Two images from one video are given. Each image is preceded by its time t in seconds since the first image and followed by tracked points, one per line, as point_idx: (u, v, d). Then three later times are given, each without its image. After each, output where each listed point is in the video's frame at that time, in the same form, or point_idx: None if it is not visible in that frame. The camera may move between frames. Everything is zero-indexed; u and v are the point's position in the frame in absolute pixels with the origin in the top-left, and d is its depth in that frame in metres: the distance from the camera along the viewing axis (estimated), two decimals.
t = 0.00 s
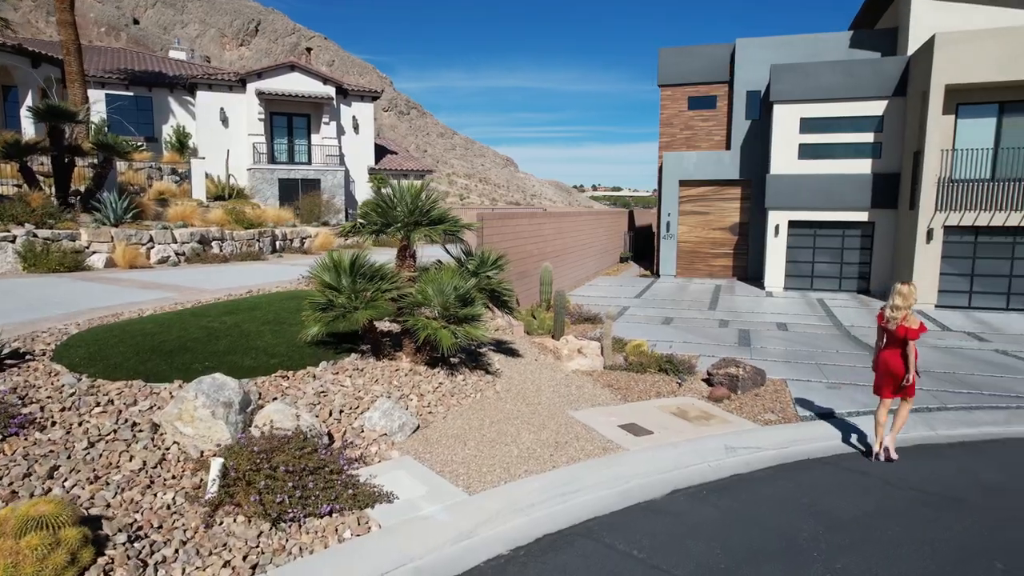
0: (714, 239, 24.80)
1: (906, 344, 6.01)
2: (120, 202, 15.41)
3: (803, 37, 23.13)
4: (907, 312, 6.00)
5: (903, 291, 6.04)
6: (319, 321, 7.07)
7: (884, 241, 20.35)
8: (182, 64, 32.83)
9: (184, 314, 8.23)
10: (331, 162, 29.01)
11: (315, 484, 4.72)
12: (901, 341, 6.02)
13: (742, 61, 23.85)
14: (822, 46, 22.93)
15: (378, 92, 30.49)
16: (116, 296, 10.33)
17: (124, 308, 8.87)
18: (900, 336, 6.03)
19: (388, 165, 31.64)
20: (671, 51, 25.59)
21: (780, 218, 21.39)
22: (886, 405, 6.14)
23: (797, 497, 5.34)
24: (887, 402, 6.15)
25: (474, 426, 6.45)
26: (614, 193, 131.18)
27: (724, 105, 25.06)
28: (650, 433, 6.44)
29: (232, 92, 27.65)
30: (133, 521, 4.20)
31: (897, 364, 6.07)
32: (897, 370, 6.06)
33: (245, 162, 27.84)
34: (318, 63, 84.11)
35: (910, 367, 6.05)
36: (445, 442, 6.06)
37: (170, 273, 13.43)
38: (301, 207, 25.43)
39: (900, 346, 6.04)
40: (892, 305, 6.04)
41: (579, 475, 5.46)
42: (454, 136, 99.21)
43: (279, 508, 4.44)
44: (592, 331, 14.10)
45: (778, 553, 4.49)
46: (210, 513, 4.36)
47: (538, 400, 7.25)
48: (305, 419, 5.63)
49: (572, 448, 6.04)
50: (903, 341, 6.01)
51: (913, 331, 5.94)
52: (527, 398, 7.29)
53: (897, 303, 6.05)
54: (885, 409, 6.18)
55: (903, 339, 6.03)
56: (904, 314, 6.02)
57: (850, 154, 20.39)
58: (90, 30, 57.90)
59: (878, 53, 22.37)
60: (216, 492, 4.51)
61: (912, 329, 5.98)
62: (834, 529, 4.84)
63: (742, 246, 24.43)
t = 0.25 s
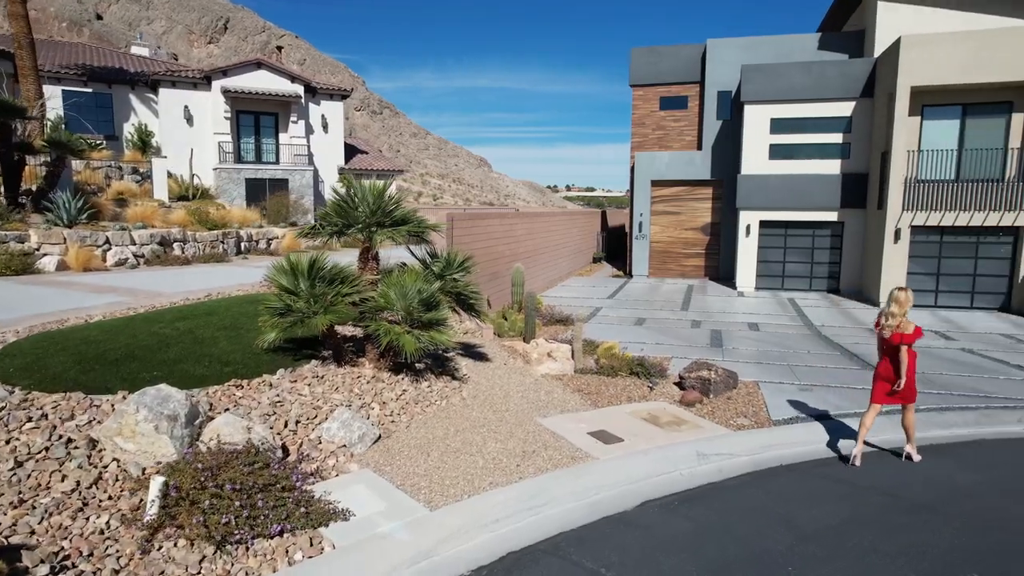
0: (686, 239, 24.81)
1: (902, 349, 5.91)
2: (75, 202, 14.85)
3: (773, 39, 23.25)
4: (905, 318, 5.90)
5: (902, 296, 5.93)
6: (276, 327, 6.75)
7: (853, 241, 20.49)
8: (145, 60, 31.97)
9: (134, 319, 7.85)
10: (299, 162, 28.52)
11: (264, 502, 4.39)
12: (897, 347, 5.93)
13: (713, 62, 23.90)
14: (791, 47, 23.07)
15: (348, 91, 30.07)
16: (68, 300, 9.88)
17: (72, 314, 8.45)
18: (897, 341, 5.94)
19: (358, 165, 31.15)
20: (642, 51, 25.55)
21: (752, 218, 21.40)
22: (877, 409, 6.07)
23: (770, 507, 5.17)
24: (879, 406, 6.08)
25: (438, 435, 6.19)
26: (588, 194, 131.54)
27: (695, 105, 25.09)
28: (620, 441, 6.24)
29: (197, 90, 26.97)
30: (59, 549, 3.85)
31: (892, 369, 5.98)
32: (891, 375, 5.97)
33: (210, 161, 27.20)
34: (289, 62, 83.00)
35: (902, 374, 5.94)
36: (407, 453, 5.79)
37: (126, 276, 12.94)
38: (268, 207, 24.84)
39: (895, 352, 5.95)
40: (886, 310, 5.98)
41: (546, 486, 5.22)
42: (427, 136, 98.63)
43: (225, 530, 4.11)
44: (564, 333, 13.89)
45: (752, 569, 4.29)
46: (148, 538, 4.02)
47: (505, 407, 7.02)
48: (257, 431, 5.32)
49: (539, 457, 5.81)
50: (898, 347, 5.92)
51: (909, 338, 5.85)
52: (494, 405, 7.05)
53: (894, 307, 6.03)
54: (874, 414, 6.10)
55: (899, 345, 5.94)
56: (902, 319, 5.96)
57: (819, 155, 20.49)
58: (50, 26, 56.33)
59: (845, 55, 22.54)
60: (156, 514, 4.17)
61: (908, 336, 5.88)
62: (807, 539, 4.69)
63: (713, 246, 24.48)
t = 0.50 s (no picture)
0: (659, 239, 24.79)
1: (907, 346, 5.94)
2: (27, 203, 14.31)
3: (744, 40, 23.33)
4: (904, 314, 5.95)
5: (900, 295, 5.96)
6: (233, 334, 6.43)
7: (824, 241, 20.62)
8: (108, 56, 31.11)
9: (83, 325, 7.48)
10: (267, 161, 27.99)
11: (213, 523, 4.07)
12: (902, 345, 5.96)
13: (685, 62, 23.91)
14: (762, 48, 23.17)
15: (318, 90, 29.63)
16: (16, 305, 9.40)
17: (17, 320, 8.04)
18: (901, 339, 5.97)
19: (329, 165, 30.63)
20: (615, 51, 25.48)
21: (724, 218, 21.41)
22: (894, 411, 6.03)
23: (745, 517, 5.01)
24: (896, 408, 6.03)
25: (403, 446, 5.93)
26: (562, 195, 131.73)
27: (668, 105, 25.09)
28: (592, 448, 6.04)
29: (160, 87, 26.27)
30: None
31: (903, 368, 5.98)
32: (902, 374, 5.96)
33: (175, 160, 26.55)
34: (259, 61, 81.82)
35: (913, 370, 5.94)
36: (370, 465, 5.53)
37: (82, 279, 12.46)
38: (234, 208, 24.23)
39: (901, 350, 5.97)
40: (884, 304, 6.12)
41: (515, 498, 5.00)
42: (400, 136, 97.94)
43: (166, 556, 3.79)
44: (536, 336, 13.69)
45: None
46: (81, 566, 3.70)
47: (474, 415, 6.78)
48: (208, 444, 5.03)
49: (507, 468, 5.59)
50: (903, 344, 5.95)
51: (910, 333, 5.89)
52: (462, 412, 6.81)
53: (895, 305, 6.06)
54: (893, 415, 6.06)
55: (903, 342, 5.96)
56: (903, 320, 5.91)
57: (790, 155, 20.58)
58: (10, 22, 54.80)
59: (815, 56, 22.70)
60: (90, 540, 3.84)
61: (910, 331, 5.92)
62: (785, 551, 4.53)
63: (686, 246, 24.50)
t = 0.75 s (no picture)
0: (635, 239, 24.74)
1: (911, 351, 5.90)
2: None
3: (718, 40, 23.36)
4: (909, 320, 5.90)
5: (904, 298, 5.95)
6: (191, 341, 6.12)
7: (798, 241, 20.71)
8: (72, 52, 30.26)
9: (33, 332, 7.11)
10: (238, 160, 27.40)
11: (161, 550, 3.79)
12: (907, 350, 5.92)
13: (660, 62, 23.87)
14: (735, 48, 23.21)
15: (290, 88, 29.09)
16: None
17: None
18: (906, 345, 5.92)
19: (302, 164, 30.12)
20: (590, 50, 25.38)
21: (700, 218, 21.38)
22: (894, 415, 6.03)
23: (723, 528, 4.85)
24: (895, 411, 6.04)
25: (370, 456, 5.69)
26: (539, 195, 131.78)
27: (643, 105, 25.05)
28: (567, 456, 5.85)
29: (125, 83, 25.56)
30: None
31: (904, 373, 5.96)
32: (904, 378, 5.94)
33: (141, 159, 25.88)
34: (232, 59, 80.66)
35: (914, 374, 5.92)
36: (334, 477, 5.28)
37: (39, 282, 12.02)
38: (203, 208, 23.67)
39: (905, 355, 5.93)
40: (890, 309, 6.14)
41: (486, 512, 4.78)
42: (376, 136, 97.19)
43: None
44: (512, 338, 13.46)
45: None
46: None
47: (444, 422, 6.55)
48: (158, 458, 4.74)
49: (477, 479, 5.37)
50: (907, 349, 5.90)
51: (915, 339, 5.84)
52: (432, 420, 6.58)
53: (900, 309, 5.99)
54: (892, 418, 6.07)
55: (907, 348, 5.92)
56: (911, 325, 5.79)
57: (764, 155, 20.63)
58: None
59: (788, 57, 22.79)
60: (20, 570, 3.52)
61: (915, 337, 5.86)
62: (764, 564, 4.37)
63: (662, 246, 24.47)
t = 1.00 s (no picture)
0: (612, 239, 24.63)
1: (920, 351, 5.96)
2: None
3: (693, 40, 23.34)
4: (917, 321, 5.94)
5: (914, 298, 5.96)
6: (147, 349, 5.80)
7: (774, 241, 20.74)
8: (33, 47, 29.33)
9: None
10: (207, 160, 26.68)
11: None
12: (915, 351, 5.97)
13: (636, 61, 23.79)
14: (710, 49, 23.21)
15: (261, 85, 28.43)
16: None
17: None
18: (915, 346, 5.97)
19: (274, 164, 29.51)
20: (566, 50, 25.21)
21: (676, 218, 21.29)
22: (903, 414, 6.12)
23: (705, 542, 4.66)
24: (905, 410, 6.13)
25: (336, 470, 5.41)
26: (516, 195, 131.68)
27: (619, 105, 24.97)
28: (542, 466, 5.62)
29: (88, 79, 24.78)
30: None
31: (911, 373, 6.04)
32: (912, 378, 6.02)
33: (106, 157, 25.13)
34: (204, 56, 79.36)
35: (922, 374, 6.00)
36: (296, 493, 4.99)
37: None
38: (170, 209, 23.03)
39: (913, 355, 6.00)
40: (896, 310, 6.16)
41: (456, 530, 4.53)
42: (351, 135, 96.31)
43: None
44: (487, 341, 13.20)
45: None
46: None
47: (415, 432, 6.29)
48: (105, 476, 4.41)
49: (447, 492, 5.11)
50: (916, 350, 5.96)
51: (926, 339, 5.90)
52: (402, 430, 6.32)
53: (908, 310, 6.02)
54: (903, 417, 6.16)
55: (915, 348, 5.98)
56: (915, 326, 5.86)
57: (740, 155, 20.62)
58: None
59: (762, 57, 22.84)
60: None
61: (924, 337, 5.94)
62: None
63: (639, 246, 24.40)
